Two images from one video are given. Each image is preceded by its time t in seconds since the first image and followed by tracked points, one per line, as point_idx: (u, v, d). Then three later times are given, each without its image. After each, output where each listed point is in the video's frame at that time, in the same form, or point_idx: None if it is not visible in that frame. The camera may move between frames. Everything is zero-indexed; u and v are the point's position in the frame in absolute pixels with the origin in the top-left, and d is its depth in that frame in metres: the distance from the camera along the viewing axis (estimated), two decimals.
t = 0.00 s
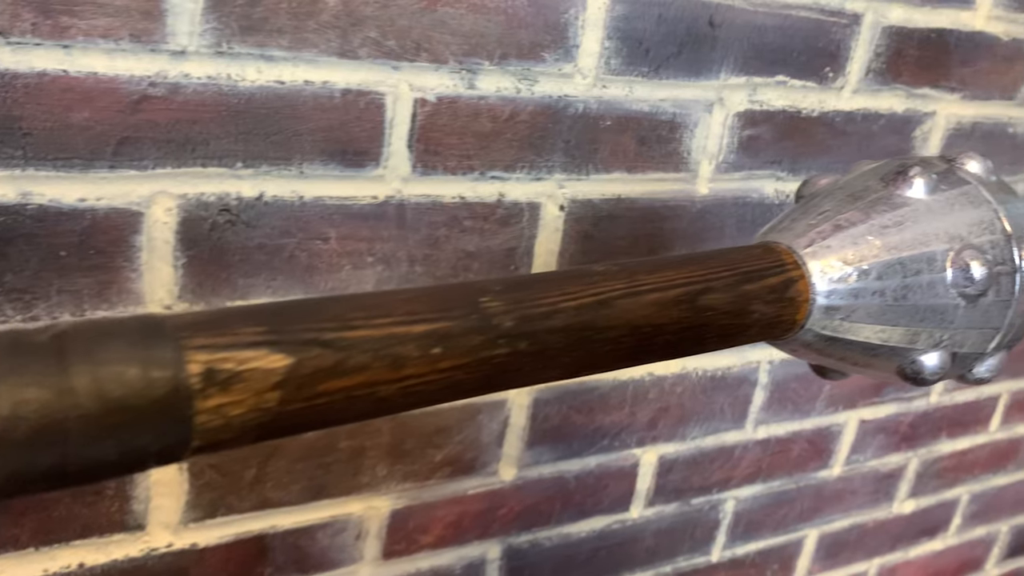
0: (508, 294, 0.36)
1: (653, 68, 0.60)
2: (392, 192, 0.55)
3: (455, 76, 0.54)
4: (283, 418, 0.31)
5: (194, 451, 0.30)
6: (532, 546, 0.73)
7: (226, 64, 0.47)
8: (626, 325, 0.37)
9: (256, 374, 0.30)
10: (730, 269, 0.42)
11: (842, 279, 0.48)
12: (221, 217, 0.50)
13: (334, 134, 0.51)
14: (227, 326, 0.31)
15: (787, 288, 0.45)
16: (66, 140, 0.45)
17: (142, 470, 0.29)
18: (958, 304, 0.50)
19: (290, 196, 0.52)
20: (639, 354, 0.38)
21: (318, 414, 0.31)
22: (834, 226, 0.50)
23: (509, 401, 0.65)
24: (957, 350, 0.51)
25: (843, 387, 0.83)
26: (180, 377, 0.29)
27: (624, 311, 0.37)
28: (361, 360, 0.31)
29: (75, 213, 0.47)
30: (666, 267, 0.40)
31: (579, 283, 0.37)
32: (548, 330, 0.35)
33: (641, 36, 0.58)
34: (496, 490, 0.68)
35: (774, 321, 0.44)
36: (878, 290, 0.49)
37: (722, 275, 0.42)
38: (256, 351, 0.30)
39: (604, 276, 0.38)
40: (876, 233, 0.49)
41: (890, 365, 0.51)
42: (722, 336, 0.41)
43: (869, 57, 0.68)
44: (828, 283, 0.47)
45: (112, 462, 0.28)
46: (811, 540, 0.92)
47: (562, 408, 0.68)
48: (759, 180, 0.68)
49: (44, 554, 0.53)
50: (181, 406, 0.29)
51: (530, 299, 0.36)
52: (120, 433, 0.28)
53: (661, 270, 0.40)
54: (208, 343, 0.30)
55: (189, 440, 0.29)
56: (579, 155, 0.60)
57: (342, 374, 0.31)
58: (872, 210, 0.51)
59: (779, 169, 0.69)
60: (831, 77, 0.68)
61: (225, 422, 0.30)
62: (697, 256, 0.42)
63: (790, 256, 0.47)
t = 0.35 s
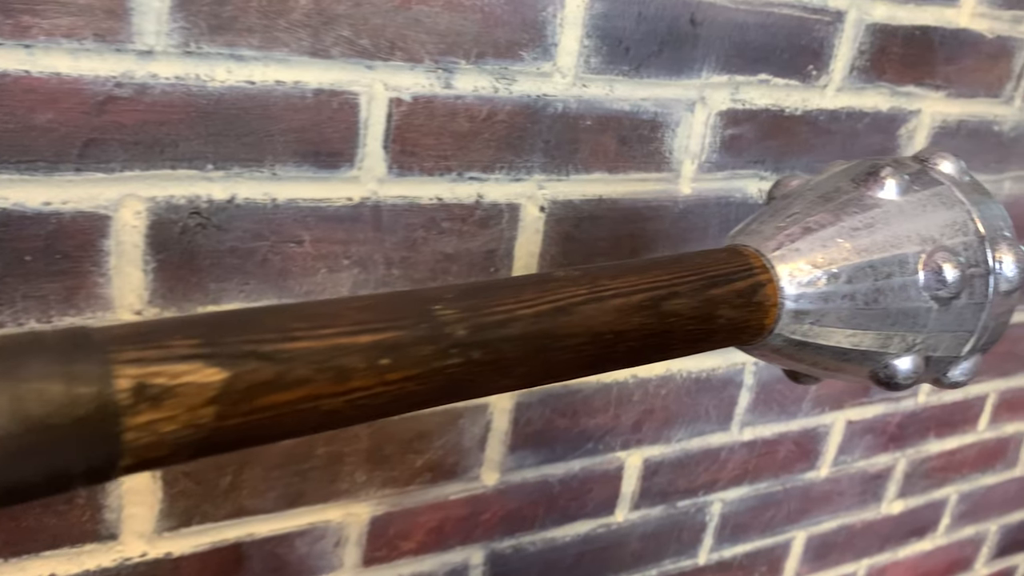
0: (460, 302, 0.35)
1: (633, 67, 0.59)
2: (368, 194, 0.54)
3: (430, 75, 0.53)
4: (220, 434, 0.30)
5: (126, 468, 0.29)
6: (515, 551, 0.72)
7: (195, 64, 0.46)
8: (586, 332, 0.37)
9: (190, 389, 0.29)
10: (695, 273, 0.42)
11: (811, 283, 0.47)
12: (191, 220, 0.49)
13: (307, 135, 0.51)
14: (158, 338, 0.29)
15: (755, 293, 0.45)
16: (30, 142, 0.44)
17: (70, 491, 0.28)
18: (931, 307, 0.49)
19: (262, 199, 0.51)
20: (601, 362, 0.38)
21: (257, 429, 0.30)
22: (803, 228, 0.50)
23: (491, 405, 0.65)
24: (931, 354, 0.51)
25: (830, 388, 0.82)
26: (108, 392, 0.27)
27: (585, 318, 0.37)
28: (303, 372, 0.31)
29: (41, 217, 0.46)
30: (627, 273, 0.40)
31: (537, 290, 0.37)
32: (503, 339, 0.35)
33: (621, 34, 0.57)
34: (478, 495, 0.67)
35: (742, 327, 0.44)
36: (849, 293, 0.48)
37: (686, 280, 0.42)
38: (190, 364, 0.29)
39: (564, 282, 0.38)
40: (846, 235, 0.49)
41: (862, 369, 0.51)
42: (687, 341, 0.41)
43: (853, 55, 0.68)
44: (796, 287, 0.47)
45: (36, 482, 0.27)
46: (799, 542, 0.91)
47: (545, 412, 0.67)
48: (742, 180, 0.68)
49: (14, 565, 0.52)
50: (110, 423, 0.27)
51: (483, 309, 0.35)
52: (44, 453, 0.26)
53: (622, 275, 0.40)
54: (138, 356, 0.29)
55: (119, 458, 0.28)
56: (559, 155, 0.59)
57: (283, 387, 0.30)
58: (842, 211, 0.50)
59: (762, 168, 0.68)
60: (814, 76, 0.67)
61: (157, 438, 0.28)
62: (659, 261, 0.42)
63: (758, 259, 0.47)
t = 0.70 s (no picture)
0: (417, 302, 0.34)
1: (615, 62, 0.58)
2: (344, 192, 0.53)
3: (408, 71, 0.52)
4: (156, 442, 0.29)
5: (56, 477, 0.28)
6: (500, 553, 0.71)
7: (164, 60, 0.45)
8: (549, 332, 0.37)
9: (124, 395, 0.28)
10: (663, 271, 0.42)
11: (783, 281, 0.46)
12: (163, 220, 0.48)
13: (280, 132, 0.50)
14: (92, 341, 0.28)
15: (725, 291, 0.44)
16: None
17: None
18: (907, 305, 0.49)
19: (236, 198, 0.50)
20: (566, 363, 0.38)
21: (197, 436, 0.29)
22: (775, 224, 0.49)
23: (474, 406, 0.64)
24: (908, 352, 0.51)
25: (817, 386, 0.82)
26: (36, 400, 0.26)
27: (548, 317, 0.37)
28: (246, 377, 0.30)
29: (8, 217, 0.45)
30: (591, 271, 0.40)
31: (497, 289, 0.37)
32: (461, 341, 0.34)
33: (602, 29, 0.57)
34: (461, 497, 0.67)
35: (712, 325, 0.43)
36: (823, 291, 0.47)
37: (654, 278, 0.41)
38: (125, 369, 0.28)
39: (528, 281, 0.38)
40: (819, 232, 0.48)
41: (837, 368, 0.50)
42: (654, 342, 0.41)
43: (838, 51, 0.67)
44: (768, 285, 0.46)
45: None
46: (788, 541, 0.91)
47: (529, 413, 0.66)
48: (727, 177, 0.67)
49: None
50: (37, 432, 0.26)
51: (441, 309, 0.35)
52: None
53: (588, 274, 0.40)
54: (70, 360, 0.27)
55: (47, 466, 0.27)
56: (540, 153, 0.58)
57: (224, 392, 0.29)
58: (815, 207, 0.50)
59: (747, 165, 0.67)
60: (799, 71, 0.66)
61: (89, 446, 0.27)
62: (625, 259, 0.42)
63: (729, 257, 0.46)
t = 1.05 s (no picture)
0: (367, 299, 0.34)
1: (596, 57, 0.57)
2: (319, 189, 0.52)
3: (383, 66, 0.51)
4: (85, 446, 0.28)
5: None
6: (484, 556, 0.70)
7: (132, 54, 0.44)
8: (508, 329, 0.36)
9: (49, 398, 0.27)
10: (630, 266, 0.41)
11: (754, 276, 0.46)
12: (132, 219, 0.47)
13: (252, 129, 0.49)
14: (16, 342, 0.27)
15: (694, 287, 0.43)
16: None
17: None
18: (882, 301, 0.48)
19: (207, 195, 0.49)
20: (527, 361, 0.37)
21: (130, 440, 0.28)
22: (748, 218, 0.48)
23: (455, 407, 0.63)
24: (885, 349, 0.50)
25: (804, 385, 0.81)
26: None
27: (507, 314, 0.36)
28: (182, 378, 0.29)
29: None
30: (554, 267, 0.39)
31: (454, 286, 0.36)
32: (414, 339, 0.34)
33: (582, 23, 0.56)
34: (443, 499, 0.66)
35: (680, 322, 0.42)
36: (796, 286, 0.47)
37: (620, 273, 0.40)
38: (49, 370, 0.27)
39: (487, 277, 0.37)
40: (793, 225, 0.48)
41: (812, 365, 0.49)
42: (621, 339, 0.40)
43: (823, 45, 0.66)
44: (739, 280, 0.45)
45: None
46: (776, 541, 0.90)
47: (512, 413, 0.65)
48: (711, 173, 0.66)
49: None
50: None
51: (390, 307, 0.34)
52: None
53: (551, 270, 0.39)
54: None
55: None
56: (521, 149, 0.57)
57: (159, 394, 0.29)
58: (788, 200, 0.49)
59: (732, 161, 0.66)
60: (783, 66, 0.65)
61: (11, 452, 0.26)
62: (589, 254, 0.41)
63: (698, 252, 0.45)
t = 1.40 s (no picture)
0: (329, 298, 0.33)
1: (581, 54, 0.57)
2: (300, 188, 0.51)
3: (364, 63, 0.50)
4: (35, 450, 0.27)
5: None
6: (471, 557, 0.69)
7: (108, 52, 0.44)
8: (476, 328, 0.35)
9: None
10: (602, 264, 0.41)
11: (730, 273, 0.45)
12: (111, 219, 0.47)
13: (232, 127, 0.48)
14: None
15: (669, 285, 0.43)
16: None
17: None
18: (860, 297, 0.48)
19: (186, 195, 0.48)
20: (497, 361, 0.36)
21: (83, 443, 0.28)
22: (724, 215, 0.48)
23: (441, 407, 0.62)
24: (864, 347, 0.50)
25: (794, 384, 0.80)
26: None
27: (475, 312, 0.36)
28: (136, 379, 0.28)
29: None
30: (525, 265, 0.39)
31: (420, 285, 0.35)
32: (378, 338, 0.33)
33: (567, 20, 0.55)
34: (430, 501, 0.65)
35: (655, 321, 0.42)
36: (772, 283, 0.46)
37: (592, 271, 0.40)
38: None
39: (455, 275, 0.37)
40: (769, 222, 0.47)
41: (790, 363, 0.49)
42: (594, 337, 0.39)
43: (810, 42, 0.66)
44: (714, 277, 0.45)
45: None
46: (767, 541, 0.89)
47: (499, 414, 0.65)
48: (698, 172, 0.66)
49: None
50: None
51: (352, 307, 0.33)
52: None
53: (521, 269, 0.38)
54: None
55: None
56: (505, 148, 0.57)
57: (112, 396, 0.28)
58: (765, 197, 0.48)
59: (719, 160, 0.66)
60: (770, 64, 0.65)
61: None
62: (560, 253, 0.41)
63: (673, 249, 0.45)
